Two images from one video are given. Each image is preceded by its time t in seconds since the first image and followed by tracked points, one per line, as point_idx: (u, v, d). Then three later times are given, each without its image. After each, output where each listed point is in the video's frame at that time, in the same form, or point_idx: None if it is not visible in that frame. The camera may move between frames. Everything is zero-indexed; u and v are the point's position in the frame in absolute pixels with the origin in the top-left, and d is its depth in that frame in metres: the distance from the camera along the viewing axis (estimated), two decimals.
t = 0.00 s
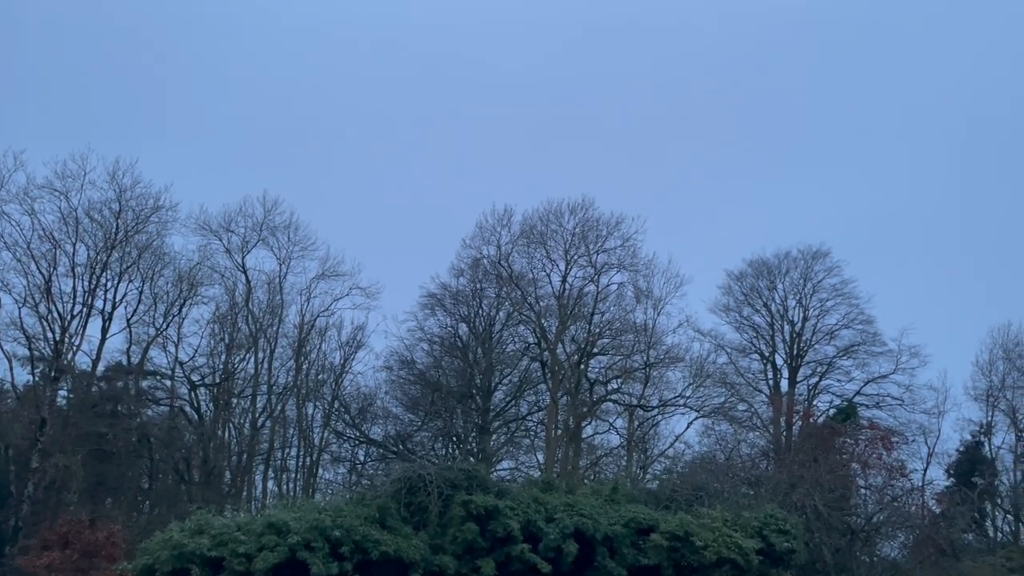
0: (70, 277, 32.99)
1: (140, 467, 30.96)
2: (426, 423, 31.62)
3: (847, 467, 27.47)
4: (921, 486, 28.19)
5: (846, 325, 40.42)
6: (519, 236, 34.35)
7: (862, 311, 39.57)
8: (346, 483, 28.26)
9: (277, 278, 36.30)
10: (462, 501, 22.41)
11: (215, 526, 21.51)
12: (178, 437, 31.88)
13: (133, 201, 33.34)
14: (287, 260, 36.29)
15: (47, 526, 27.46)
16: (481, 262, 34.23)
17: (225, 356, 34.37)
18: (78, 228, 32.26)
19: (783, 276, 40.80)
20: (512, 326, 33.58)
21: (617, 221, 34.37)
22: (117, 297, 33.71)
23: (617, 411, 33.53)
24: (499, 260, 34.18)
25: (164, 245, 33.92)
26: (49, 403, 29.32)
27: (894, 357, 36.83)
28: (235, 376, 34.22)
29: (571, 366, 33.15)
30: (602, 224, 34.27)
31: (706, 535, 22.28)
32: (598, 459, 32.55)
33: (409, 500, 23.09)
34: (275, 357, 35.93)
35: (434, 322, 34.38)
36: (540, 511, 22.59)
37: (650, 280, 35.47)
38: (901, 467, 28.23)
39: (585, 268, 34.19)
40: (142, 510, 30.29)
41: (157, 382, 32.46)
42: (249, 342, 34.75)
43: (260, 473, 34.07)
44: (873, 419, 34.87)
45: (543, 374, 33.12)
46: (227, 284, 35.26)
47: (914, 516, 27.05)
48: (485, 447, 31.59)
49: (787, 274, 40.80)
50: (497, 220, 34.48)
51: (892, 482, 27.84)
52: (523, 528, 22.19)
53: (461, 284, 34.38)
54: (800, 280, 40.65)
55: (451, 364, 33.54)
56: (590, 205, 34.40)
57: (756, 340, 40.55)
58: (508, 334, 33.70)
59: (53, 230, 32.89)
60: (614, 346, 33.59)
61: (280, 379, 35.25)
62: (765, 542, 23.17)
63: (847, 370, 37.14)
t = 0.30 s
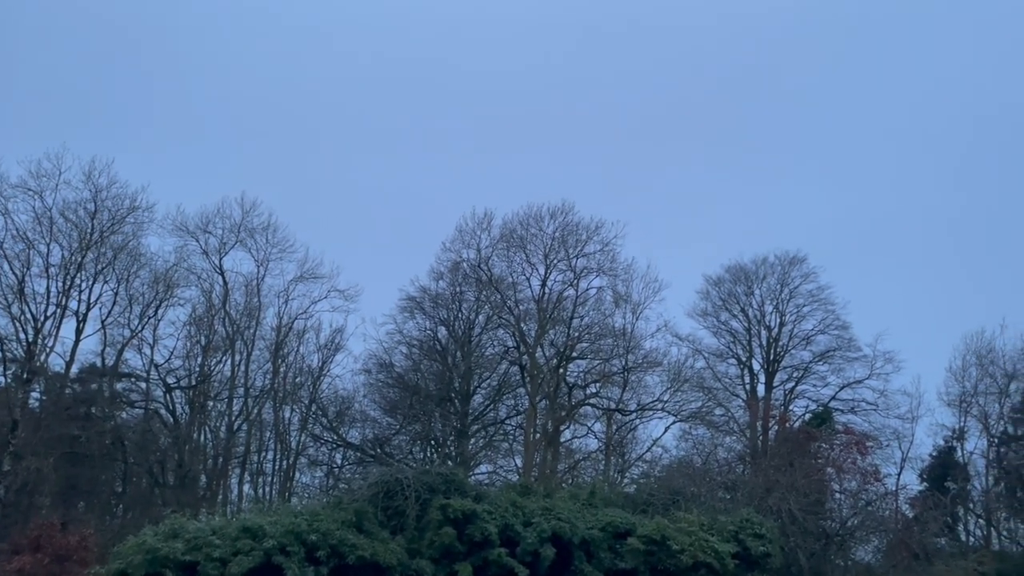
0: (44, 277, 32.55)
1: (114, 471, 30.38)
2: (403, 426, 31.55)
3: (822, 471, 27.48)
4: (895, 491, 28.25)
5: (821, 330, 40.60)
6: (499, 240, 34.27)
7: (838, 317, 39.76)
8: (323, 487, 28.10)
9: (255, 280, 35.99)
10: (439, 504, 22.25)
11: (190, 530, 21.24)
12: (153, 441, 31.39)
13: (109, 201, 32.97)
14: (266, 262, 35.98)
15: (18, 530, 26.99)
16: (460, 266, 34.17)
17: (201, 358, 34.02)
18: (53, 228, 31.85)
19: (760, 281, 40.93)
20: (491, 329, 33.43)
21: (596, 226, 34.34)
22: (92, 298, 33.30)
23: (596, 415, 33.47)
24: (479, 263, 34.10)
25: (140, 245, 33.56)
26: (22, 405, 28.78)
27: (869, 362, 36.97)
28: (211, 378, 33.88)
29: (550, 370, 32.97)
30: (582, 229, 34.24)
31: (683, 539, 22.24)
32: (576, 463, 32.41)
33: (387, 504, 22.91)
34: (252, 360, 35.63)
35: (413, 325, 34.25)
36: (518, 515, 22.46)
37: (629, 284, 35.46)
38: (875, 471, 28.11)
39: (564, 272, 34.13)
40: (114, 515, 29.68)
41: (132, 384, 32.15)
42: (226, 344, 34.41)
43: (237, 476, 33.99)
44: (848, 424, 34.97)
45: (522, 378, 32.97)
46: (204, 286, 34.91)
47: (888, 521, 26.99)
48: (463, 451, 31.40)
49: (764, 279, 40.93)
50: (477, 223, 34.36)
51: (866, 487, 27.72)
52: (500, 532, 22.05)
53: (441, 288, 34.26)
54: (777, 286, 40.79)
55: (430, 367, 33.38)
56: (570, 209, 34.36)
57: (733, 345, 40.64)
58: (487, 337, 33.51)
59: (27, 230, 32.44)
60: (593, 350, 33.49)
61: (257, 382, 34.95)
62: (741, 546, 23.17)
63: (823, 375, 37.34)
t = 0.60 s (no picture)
0: (15, 278, 32.06)
1: (85, 474, 30.04)
2: (380, 430, 31.38)
3: (795, 475, 27.51)
4: (867, 495, 28.46)
5: (796, 335, 40.74)
6: (477, 244, 34.13)
7: (812, 322, 39.92)
8: (297, 491, 27.81)
9: (230, 282, 35.60)
10: (415, 509, 22.06)
11: (162, 534, 20.96)
12: (125, 444, 31.08)
13: (81, 201, 32.53)
14: (241, 264, 35.58)
15: None
16: (438, 269, 34.02)
17: (175, 361, 33.59)
18: (24, 228, 31.37)
19: (736, 286, 41.02)
20: (468, 333, 33.23)
21: (574, 230, 34.27)
22: (63, 300, 32.84)
23: (572, 419, 33.42)
24: (457, 267, 33.98)
25: (113, 246, 33.13)
26: None
27: (843, 367, 37.18)
28: (185, 381, 33.50)
29: (527, 374, 32.91)
30: (559, 233, 34.16)
31: (658, 543, 22.14)
32: (552, 467, 32.48)
33: (362, 508, 22.68)
34: (226, 362, 35.27)
35: (390, 328, 34.00)
36: (493, 519, 22.34)
37: (607, 288, 35.39)
38: (846, 475, 28.31)
39: (542, 276, 34.02)
40: (85, 519, 29.35)
41: (104, 387, 31.70)
42: (200, 347, 34.01)
43: (210, 481, 33.50)
44: (821, 428, 35.09)
45: (499, 382, 32.85)
46: (178, 287, 34.50)
47: (860, 524, 26.88)
48: (440, 454, 31.53)
49: (740, 284, 41.03)
50: (455, 226, 34.19)
51: (839, 490, 27.79)
52: (476, 536, 21.95)
53: (418, 291, 34.05)
54: (752, 290, 40.89)
55: (407, 371, 33.03)
56: (548, 213, 34.26)
57: (709, 349, 40.71)
58: (464, 341, 33.30)
59: None
60: (570, 354, 33.44)
61: (231, 385, 34.64)
62: (714, 549, 23.22)
63: (797, 380, 37.49)
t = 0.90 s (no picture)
0: None
1: (56, 478, 29.16)
2: (356, 435, 31.17)
3: (770, 479, 27.50)
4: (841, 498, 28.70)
5: (771, 340, 40.82)
6: (455, 247, 33.94)
7: (788, 326, 40.01)
8: (271, 495, 27.52)
9: (205, 284, 35.18)
10: (391, 513, 21.86)
11: (133, 539, 20.60)
12: (96, 448, 30.55)
13: (53, 201, 32.08)
14: (216, 266, 35.14)
15: None
16: (416, 273, 33.82)
17: (148, 364, 33.21)
18: None
19: (713, 291, 41.06)
20: (446, 337, 33.04)
21: (552, 234, 34.17)
22: (34, 301, 32.35)
23: (550, 423, 33.22)
24: (435, 270, 33.77)
25: (86, 247, 32.69)
26: None
27: (817, 371, 37.33)
28: (158, 384, 33.09)
29: (505, 378, 32.79)
30: (538, 237, 34.06)
31: (634, 546, 22.04)
32: (530, 471, 32.28)
33: (337, 512, 22.44)
34: (200, 365, 34.92)
35: (367, 331, 33.70)
36: (470, 523, 22.17)
37: (585, 292, 35.30)
38: (821, 479, 28.55)
39: (520, 279, 33.87)
40: (56, 525, 28.38)
41: (75, 391, 31.12)
42: (173, 350, 33.68)
43: (183, 485, 33.28)
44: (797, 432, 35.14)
45: (476, 386, 32.66)
46: (151, 290, 34.07)
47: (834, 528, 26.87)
48: (417, 459, 31.27)
49: (716, 289, 41.08)
50: (433, 229, 33.99)
51: (814, 494, 27.84)
52: (452, 540, 21.78)
53: (396, 294, 33.81)
54: (728, 295, 40.94)
55: (384, 374, 32.77)
56: (526, 217, 34.14)
57: (686, 354, 40.71)
58: (442, 344, 33.08)
59: None
60: (547, 358, 33.36)
61: (205, 389, 34.28)
62: (690, 553, 23.12)
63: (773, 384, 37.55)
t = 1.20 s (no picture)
0: None
1: (28, 483, 28.93)
2: (334, 437, 30.80)
3: (747, 482, 27.50)
4: (817, 501, 28.45)
5: (749, 343, 40.91)
6: (434, 250, 33.78)
7: (765, 330, 40.13)
8: (248, 500, 27.21)
9: (181, 286, 34.80)
10: (368, 517, 21.66)
11: (106, 544, 20.28)
12: (69, 451, 30.07)
13: (27, 202, 31.64)
14: (192, 268, 34.75)
15: None
16: (395, 275, 33.60)
17: (123, 366, 32.66)
18: None
19: (691, 295, 41.13)
20: (425, 339, 32.90)
21: (532, 237, 34.09)
22: (7, 303, 31.88)
23: (529, 426, 33.12)
24: (414, 273, 33.58)
25: (60, 248, 32.27)
26: None
27: (794, 375, 37.49)
28: (133, 387, 32.56)
29: (484, 381, 32.62)
30: (517, 240, 33.97)
31: (612, 549, 21.93)
32: (508, 475, 32.06)
33: (314, 516, 22.25)
34: (176, 368, 34.52)
35: (346, 334, 33.47)
36: (448, 527, 21.99)
37: (564, 296, 35.24)
38: (798, 482, 28.35)
39: (499, 282, 33.75)
40: (27, 529, 28.22)
41: (48, 393, 30.61)
42: (149, 352, 33.26)
43: (157, 489, 32.96)
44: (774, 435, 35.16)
45: (456, 389, 32.52)
46: (127, 291, 33.65)
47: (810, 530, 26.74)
48: (395, 463, 30.83)
49: (694, 293, 41.14)
50: (412, 232, 33.80)
51: (790, 497, 27.82)
52: (430, 544, 21.54)
53: (375, 296, 33.61)
54: (706, 299, 41.00)
55: (362, 377, 32.57)
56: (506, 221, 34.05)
57: (664, 357, 40.72)
58: (421, 347, 32.97)
59: None
60: (527, 361, 33.28)
61: (181, 392, 33.88)
62: (668, 556, 22.94)
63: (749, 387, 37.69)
